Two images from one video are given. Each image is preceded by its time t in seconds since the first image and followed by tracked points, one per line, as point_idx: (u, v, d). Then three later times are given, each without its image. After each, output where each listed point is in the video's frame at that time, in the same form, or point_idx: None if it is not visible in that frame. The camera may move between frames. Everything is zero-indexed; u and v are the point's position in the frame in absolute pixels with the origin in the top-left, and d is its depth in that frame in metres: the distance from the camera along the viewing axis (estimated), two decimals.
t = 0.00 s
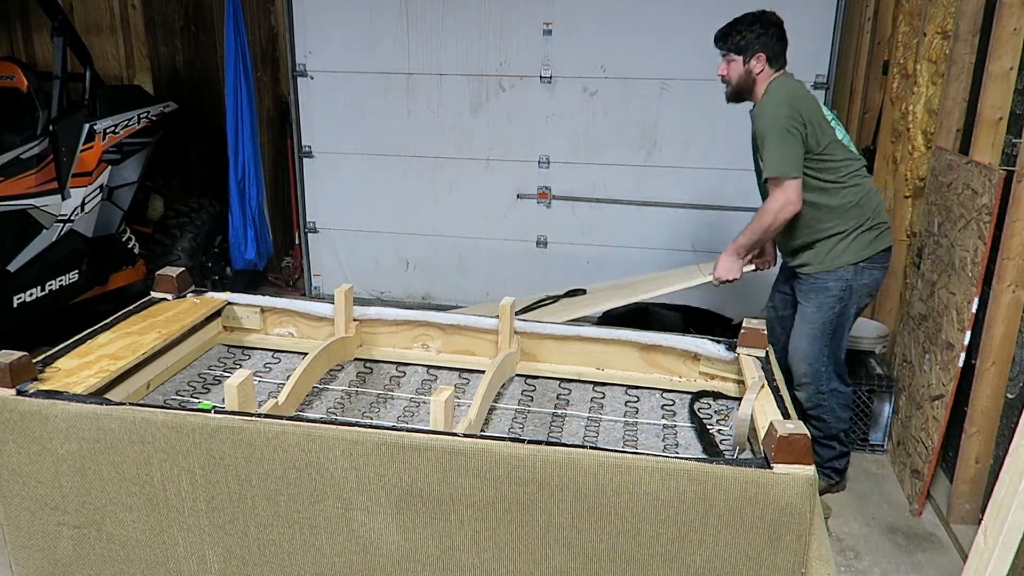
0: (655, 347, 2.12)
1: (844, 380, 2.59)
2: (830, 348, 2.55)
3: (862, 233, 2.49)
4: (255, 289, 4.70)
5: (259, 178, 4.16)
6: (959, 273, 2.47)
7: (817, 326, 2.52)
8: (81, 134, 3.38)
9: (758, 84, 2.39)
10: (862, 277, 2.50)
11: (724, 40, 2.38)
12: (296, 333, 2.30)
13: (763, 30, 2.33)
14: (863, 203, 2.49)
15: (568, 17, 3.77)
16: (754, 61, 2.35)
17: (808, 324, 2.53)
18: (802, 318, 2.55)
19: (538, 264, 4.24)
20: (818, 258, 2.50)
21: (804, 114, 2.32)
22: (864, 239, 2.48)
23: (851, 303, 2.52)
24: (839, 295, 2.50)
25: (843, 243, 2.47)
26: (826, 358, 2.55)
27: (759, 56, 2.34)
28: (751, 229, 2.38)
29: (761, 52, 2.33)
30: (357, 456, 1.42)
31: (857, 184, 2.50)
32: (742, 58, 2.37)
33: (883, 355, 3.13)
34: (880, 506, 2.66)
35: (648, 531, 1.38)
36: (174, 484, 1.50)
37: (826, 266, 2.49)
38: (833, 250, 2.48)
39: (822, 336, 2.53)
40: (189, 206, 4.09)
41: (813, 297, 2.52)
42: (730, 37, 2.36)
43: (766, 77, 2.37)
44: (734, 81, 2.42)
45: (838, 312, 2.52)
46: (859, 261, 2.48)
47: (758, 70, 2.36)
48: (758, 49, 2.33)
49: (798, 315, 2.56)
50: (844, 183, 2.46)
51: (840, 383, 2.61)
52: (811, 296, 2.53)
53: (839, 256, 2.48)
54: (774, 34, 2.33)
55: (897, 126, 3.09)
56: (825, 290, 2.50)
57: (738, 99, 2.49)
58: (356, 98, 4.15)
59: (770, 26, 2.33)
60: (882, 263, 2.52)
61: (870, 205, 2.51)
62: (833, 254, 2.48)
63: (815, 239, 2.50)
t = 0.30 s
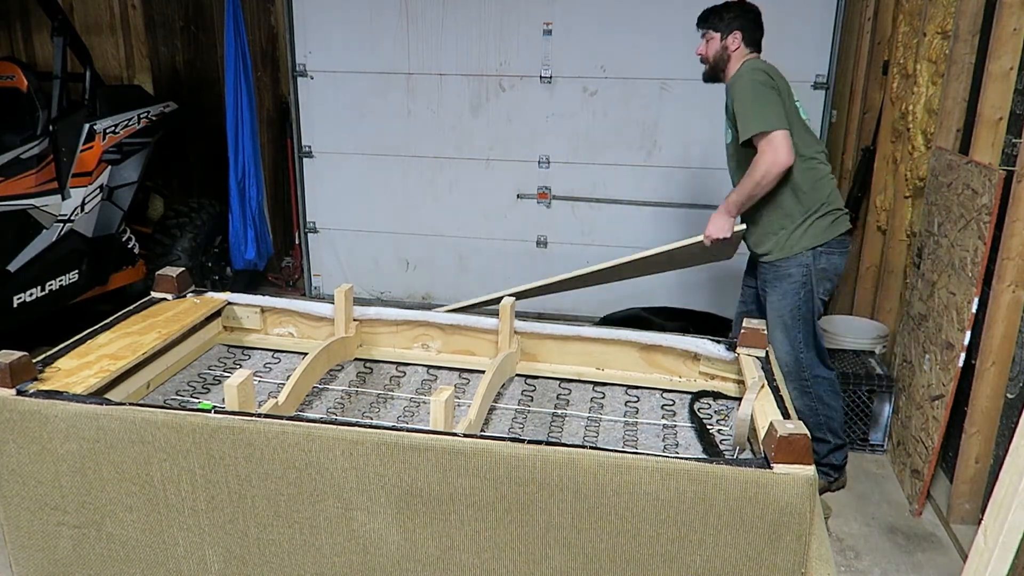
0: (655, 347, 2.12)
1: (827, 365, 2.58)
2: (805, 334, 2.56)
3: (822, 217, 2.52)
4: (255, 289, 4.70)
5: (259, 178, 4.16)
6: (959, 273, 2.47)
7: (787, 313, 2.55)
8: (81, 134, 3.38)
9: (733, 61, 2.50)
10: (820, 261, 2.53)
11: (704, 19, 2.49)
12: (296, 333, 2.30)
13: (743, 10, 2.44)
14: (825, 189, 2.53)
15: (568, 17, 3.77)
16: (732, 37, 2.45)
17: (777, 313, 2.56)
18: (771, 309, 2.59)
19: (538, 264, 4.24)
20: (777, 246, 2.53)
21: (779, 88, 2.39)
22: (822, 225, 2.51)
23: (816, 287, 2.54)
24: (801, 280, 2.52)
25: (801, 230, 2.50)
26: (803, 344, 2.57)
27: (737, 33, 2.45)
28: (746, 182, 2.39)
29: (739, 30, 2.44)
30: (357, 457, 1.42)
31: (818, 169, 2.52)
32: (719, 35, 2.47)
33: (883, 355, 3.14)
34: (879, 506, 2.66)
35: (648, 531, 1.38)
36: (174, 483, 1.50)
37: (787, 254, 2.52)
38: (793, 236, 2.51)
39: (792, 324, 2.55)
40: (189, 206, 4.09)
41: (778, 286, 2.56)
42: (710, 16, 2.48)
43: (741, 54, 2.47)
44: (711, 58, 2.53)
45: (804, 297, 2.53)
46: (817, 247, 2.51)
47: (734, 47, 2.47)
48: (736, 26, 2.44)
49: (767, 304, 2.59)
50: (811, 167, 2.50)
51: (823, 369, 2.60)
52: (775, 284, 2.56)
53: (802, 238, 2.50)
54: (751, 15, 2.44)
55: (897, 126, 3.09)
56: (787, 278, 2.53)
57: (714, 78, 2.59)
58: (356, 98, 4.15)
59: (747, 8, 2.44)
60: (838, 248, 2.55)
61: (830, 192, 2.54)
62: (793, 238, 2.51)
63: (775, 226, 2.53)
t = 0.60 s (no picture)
0: (655, 347, 2.12)
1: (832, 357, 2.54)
2: (806, 323, 2.53)
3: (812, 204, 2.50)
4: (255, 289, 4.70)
5: (259, 178, 4.16)
6: (959, 273, 2.47)
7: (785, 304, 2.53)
8: (81, 134, 3.38)
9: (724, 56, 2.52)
10: (812, 250, 2.51)
11: (695, 15, 2.52)
12: (295, 333, 2.30)
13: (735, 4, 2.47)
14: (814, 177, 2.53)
15: (568, 16, 3.77)
16: (721, 32, 2.48)
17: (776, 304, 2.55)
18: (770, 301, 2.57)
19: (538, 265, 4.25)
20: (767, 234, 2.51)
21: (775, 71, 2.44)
22: (812, 212, 2.49)
23: (812, 277, 2.52)
24: (797, 271, 2.50)
25: (791, 216, 2.47)
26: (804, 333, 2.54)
27: (727, 29, 2.47)
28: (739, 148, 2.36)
29: (728, 25, 2.46)
30: (357, 457, 1.42)
31: (807, 157, 2.53)
32: (709, 30, 2.50)
33: (883, 355, 3.14)
34: (879, 506, 2.66)
35: (648, 531, 1.38)
36: (174, 482, 1.50)
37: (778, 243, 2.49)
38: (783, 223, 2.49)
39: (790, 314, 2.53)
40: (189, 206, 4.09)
41: (774, 276, 2.54)
42: (701, 12, 2.51)
43: (732, 48, 2.49)
44: (702, 53, 2.56)
45: (801, 286, 2.51)
46: (807, 235, 2.49)
47: (724, 41, 2.49)
48: (725, 22, 2.46)
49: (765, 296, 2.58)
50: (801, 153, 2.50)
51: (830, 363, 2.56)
52: (772, 275, 2.55)
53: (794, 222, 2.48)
54: (740, 11, 2.46)
55: (897, 126, 3.09)
56: (782, 268, 2.52)
57: (706, 73, 2.61)
58: (356, 98, 4.15)
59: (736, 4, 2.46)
60: (828, 236, 2.53)
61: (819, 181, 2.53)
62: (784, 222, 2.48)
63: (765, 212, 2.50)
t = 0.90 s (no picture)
0: (655, 347, 2.12)
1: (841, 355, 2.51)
2: (815, 325, 2.48)
3: (819, 206, 2.46)
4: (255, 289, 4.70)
5: (259, 178, 4.16)
6: (959, 273, 2.47)
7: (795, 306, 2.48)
8: (82, 134, 3.38)
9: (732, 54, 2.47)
10: (821, 252, 2.46)
11: (703, 11, 2.46)
12: (295, 333, 2.30)
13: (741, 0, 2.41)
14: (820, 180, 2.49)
15: (568, 16, 3.77)
16: (730, 30, 2.43)
17: (785, 306, 2.50)
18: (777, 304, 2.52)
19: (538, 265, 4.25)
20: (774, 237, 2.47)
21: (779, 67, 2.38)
22: (819, 215, 2.45)
23: (820, 277, 2.46)
24: (804, 272, 2.45)
25: (798, 218, 2.43)
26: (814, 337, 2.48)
27: (735, 27, 2.42)
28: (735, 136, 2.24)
29: (736, 23, 2.42)
30: (357, 457, 1.42)
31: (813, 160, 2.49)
32: (717, 28, 2.45)
33: (883, 355, 3.14)
34: (879, 506, 2.66)
35: (648, 531, 1.38)
36: (174, 483, 1.50)
37: (785, 246, 2.45)
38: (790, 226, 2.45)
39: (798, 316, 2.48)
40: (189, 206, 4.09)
41: (781, 279, 2.49)
42: (709, 8, 2.45)
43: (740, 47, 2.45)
44: (710, 52, 2.50)
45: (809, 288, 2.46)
46: (814, 238, 2.45)
47: (733, 39, 2.44)
48: (733, 20, 2.42)
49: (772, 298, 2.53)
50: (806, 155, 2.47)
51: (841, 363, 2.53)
52: (779, 278, 2.50)
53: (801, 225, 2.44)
54: (749, 8, 2.42)
55: (896, 126, 3.09)
56: (790, 270, 2.47)
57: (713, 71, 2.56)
58: (356, 98, 4.15)
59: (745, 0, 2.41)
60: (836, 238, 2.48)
61: (824, 181, 2.50)
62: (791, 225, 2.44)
63: (771, 214, 2.46)
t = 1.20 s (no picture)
0: (655, 347, 2.11)
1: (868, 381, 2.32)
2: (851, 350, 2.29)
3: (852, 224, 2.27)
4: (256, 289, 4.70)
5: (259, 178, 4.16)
6: (959, 273, 2.47)
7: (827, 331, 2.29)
8: (81, 134, 3.38)
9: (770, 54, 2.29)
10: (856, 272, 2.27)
11: (739, 5, 2.26)
12: (295, 333, 2.30)
13: None
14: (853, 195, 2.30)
15: (568, 16, 3.77)
16: (768, 28, 2.23)
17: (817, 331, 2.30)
18: (808, 325, 2.33)
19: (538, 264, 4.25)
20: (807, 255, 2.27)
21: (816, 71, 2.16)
22: (852, 233, 2.27)
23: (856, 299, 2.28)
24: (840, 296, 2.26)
25: (834, 234, 2.25)
26: (851, 360, 2.28)
27: (773, 24, 2.23)
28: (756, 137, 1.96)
29: (776, 21, 2.22)
30: (358, 458, 1.42)
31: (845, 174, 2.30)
32: (755, 25, 2.25)
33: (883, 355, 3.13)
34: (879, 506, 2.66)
35: (648, 531, 1.38)
36: (174, 483, 1.50)
37: (819, 266, 2.26)
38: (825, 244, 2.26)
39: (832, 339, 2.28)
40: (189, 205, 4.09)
41: (814, 299, 2.29)
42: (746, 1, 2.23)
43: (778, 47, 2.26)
44: (745, 49, 2.31)
45: (846, 308, 2.26)
46: (850, 257, 2.26)
47: (771, 39, 2.26)
48: (772, 17, 2.22)
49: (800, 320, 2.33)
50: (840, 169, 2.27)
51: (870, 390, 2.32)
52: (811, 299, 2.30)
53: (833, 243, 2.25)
54: (789, 4, 2.22)
55: (896, 126, 3.09)
56: (824, 291, 2.27)
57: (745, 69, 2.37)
58: (356, 98, 4.15)
59: None
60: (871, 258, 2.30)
61: (858, 194, 2.32)
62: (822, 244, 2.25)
63: (804, 231, 2.27)
